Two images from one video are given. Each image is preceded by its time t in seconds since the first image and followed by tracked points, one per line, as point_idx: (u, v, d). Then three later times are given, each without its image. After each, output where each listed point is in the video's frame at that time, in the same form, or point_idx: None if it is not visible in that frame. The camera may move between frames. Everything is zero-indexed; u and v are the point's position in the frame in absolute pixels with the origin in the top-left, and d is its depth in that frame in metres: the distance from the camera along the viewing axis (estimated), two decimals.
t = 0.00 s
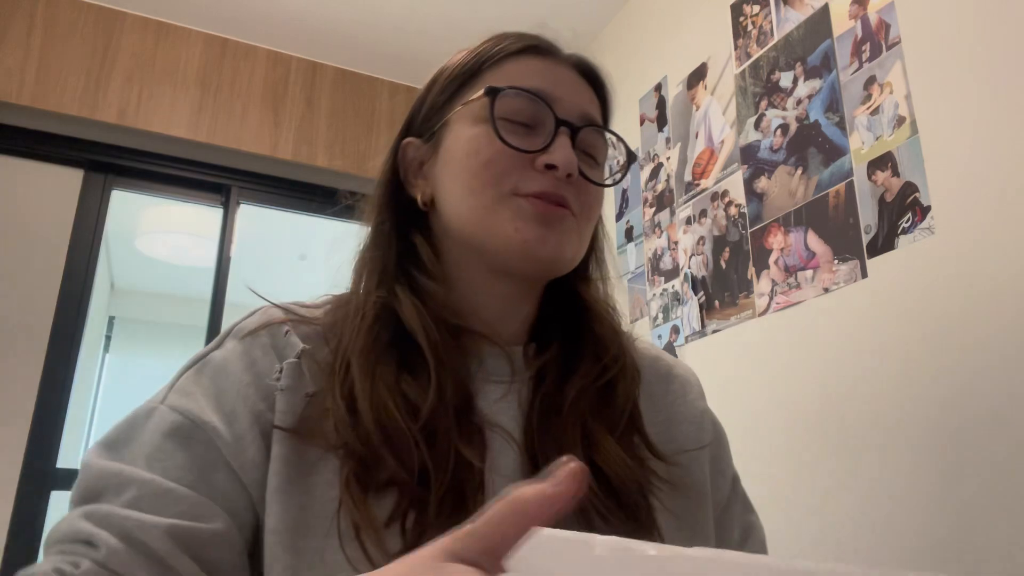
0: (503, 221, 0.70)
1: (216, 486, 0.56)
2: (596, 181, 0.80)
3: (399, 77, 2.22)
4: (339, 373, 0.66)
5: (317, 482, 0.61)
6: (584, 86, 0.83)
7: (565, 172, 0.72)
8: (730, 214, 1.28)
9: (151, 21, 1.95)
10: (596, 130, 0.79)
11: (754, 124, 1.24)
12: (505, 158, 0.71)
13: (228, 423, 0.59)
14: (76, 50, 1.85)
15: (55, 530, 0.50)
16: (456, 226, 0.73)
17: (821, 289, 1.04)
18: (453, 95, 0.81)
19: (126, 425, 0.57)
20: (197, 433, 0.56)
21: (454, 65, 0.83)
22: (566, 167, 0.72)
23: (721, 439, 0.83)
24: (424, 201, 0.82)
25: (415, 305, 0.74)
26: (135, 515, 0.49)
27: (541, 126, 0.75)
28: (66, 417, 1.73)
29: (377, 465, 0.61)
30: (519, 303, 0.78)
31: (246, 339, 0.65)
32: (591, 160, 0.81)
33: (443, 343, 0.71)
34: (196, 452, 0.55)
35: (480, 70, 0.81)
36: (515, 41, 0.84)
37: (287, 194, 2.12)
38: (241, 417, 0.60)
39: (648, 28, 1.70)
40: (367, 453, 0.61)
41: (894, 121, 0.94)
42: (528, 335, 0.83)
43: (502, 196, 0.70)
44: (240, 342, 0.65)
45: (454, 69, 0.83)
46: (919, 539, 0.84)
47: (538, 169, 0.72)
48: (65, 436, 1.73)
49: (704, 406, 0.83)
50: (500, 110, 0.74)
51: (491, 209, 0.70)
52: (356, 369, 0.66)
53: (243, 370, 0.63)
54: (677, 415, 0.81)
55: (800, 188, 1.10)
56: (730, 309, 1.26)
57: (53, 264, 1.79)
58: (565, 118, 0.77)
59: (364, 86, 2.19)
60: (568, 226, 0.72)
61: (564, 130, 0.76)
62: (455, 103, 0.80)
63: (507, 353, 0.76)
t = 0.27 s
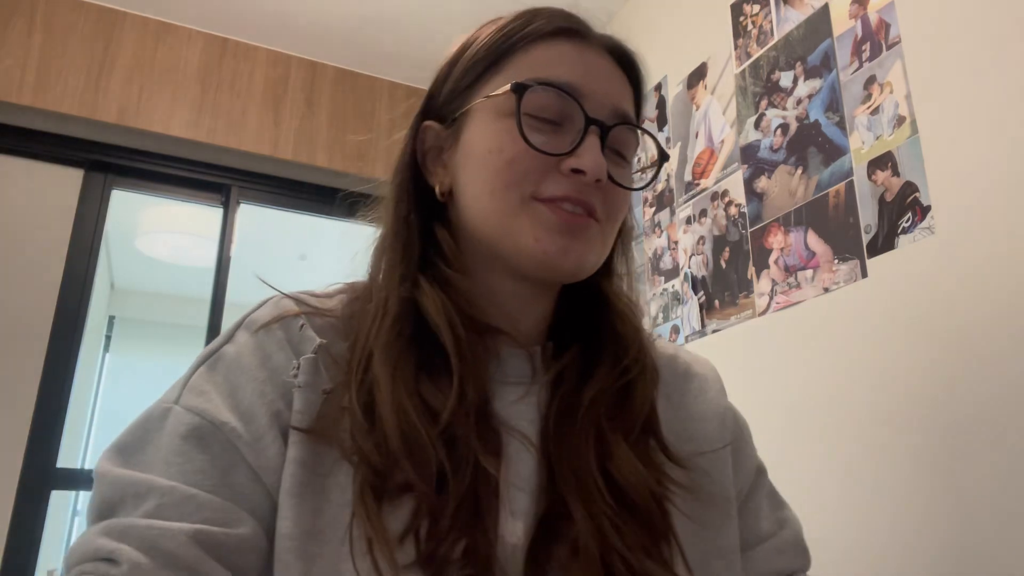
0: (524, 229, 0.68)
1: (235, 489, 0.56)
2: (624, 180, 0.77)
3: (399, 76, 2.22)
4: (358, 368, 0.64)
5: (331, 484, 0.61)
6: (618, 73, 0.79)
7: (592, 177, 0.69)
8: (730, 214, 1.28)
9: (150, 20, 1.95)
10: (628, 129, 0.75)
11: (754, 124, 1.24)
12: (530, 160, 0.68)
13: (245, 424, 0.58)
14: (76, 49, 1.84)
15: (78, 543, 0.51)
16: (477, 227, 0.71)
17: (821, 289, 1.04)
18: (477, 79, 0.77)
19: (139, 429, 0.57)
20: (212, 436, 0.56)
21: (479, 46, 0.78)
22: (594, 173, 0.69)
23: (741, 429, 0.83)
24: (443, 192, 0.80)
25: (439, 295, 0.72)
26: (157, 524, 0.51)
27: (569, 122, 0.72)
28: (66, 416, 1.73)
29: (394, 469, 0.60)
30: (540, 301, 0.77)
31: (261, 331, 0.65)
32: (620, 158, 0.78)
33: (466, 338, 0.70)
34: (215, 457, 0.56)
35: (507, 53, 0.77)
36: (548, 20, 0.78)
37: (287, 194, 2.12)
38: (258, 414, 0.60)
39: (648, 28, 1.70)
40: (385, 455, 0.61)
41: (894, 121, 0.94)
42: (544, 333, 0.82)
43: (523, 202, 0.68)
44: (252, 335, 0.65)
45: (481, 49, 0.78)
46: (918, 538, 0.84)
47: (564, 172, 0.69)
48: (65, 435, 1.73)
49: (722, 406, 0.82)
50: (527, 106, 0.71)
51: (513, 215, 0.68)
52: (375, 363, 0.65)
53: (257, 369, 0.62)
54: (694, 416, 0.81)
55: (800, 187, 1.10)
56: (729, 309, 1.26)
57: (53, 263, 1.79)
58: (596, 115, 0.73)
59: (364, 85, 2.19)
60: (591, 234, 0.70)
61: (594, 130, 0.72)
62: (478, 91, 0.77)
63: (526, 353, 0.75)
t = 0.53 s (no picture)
0: (535, 234, 0.68)
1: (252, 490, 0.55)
2: (641, 173, 0.76)
3: (399, 77, 2.22)
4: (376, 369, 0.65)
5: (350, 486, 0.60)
6: (631, 58, 0.77)
7: (605, 178, 0.69)
8: (730, 214, 1.28)
9: (150, 21, 1.95)
10: (642, 120, 0.74)
11: (754, 124, 1.24)
12: (539, 164, 0.68)
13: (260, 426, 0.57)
14: (76, 50, 1.85)
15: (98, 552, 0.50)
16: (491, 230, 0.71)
17: (821, 289, 1.04)
18: (485, 79, 0.77)
19: (153, 431, 0.56)
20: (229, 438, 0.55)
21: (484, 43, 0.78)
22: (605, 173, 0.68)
23: (758, 426, 0.83)
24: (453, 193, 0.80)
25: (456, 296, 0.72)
26: (180, 534, 0.49)
27: (579, 119, 0.71)
28: (66, 416, 1.74)
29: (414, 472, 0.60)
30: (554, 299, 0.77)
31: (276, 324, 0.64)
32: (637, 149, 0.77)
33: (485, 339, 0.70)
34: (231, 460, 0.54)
35: (513, 51, 0.76)
36: (556, 8, 0.76)
37: (287, 194, 2.12)
38: (275, 413, 0.59)
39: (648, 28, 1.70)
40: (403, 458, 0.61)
41: (894, 122, 0.94)
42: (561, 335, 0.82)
43: (533, 207, 0.68)
44: (263, 329, 0.64)
45: (486, 45, 0.78)
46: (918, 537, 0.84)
47: (575, 174, 0.68)
48: (65, 436, 1.73)
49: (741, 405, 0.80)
50: (534, 106, 0.70)
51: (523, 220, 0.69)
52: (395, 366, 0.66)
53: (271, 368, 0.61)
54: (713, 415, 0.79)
55: (800, 188, 1.10)
56: (729, 309, 1.26)
57: (53, 264, 1.79)
58: (607, 110, 0.72)
59: (364, 85, 2.19)
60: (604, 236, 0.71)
61: (606, 126, 0.71)
62: (484, 91, 0.77)
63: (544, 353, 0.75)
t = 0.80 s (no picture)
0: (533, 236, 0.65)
1: (319, 459, 0.55)
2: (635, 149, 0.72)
3: (400, 77, 2.22)
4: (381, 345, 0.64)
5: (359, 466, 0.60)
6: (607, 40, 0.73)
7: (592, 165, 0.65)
8: (730, 214, 1.28)
9: (151, 21, 1.95)
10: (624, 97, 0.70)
11: (754, 124, 1.24)
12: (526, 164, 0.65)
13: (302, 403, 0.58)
14: (77, 50, 1.85)
15: (186, 500, 0.50)
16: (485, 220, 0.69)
17: (821, 289, 1.04)
18: (465, 85, 0.75)
19: (212, 397, 0.56)
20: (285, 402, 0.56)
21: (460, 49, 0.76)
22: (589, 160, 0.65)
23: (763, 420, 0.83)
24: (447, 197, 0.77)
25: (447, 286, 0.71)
26: (295, 471, 0.52)
27: (558, 109, 0.68)
28: (66, 416, 1.73)
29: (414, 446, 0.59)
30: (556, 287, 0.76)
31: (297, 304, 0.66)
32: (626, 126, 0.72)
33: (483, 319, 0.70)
34: (289, 424, 0.55)
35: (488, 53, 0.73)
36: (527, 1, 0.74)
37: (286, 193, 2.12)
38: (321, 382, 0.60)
39: (648, 29, 1.70)
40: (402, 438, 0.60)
41: (894, 121, 0.94)
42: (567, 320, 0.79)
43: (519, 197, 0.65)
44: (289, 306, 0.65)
45: (462, 49, 0.76)
46: (918, 536, 0.84)
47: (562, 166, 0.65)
48: (65, 436, 1.74)
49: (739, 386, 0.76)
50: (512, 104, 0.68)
51: (517, 222, 0.65)
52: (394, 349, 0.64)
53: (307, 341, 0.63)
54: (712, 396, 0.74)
55: (800, 187, 1.10)
56: (729, 309, 1.26)
57: (53, 264, 1.80)
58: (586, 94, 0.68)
59: (364, 86, 2.19)
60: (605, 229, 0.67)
61: (585, 109, 0.68)
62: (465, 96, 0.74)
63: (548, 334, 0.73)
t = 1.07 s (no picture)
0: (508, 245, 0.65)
1: (304, 449, 0.55)
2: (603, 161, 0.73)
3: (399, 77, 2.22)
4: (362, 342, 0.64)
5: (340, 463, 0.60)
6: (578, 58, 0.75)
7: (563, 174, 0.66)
8: (730, 214, 1.28)
9: (151, 20, 1.95)
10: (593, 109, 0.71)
11: (754, 124, 1.24)
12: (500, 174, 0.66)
13: (286, 399, 0.58)
14: (76, 50, 1.84)
15: (173, 488, 0.51)
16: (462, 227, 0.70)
17: (821, 289, 1.04)
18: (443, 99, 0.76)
19: (202, 393, 0.57)
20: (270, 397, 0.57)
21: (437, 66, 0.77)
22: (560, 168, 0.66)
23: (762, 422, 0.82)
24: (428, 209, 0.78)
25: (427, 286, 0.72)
26: (279, 459, 0.52)
27: (529, 119, 0.69)
28: (66, 416, 1.73)
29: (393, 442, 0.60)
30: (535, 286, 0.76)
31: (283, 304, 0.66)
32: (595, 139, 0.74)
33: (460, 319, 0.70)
34: (277, 417, 0.56)
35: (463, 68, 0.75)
36: (499, 17, 0.76)
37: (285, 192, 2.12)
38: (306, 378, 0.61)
39: (648, 28, 1.70)
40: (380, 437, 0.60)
41: (894, 122, 0.94)
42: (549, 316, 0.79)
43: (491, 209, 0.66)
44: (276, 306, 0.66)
45: (438, 65, 0.77)
46: (919, 536, 0.84)
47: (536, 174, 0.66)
48: (65, 436, 1.74)
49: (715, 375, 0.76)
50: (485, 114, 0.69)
51: (492, 232, 0.66)
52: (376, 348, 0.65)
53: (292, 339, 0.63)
54: (689, 388, 0.73)
55: (800, 187, 1.10)
56: (729, 309, 1.26)
57: (53, 264, 1.79)
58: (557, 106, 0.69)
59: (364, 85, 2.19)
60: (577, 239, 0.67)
61: (556, 118, 0.68)
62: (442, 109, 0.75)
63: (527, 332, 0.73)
